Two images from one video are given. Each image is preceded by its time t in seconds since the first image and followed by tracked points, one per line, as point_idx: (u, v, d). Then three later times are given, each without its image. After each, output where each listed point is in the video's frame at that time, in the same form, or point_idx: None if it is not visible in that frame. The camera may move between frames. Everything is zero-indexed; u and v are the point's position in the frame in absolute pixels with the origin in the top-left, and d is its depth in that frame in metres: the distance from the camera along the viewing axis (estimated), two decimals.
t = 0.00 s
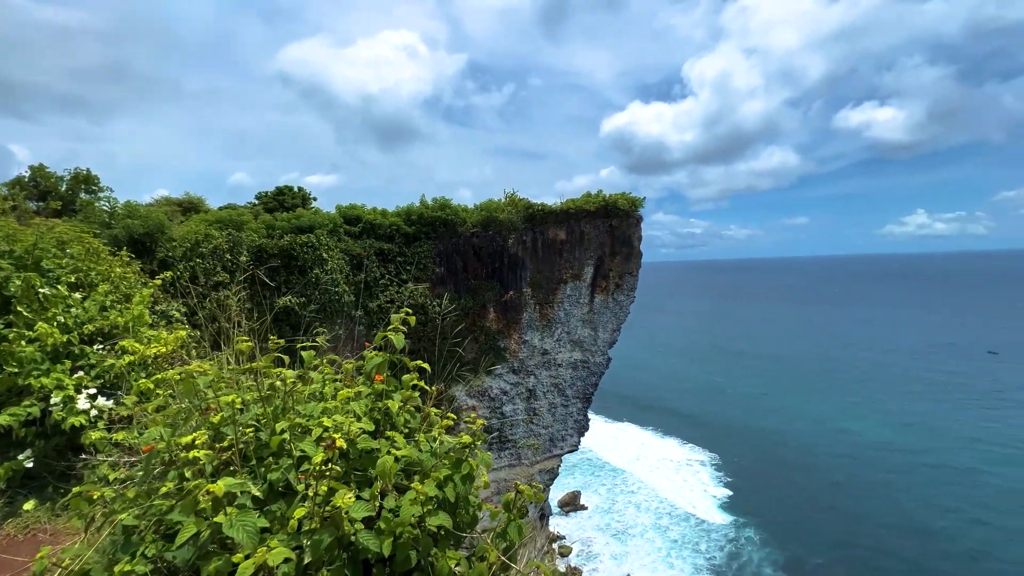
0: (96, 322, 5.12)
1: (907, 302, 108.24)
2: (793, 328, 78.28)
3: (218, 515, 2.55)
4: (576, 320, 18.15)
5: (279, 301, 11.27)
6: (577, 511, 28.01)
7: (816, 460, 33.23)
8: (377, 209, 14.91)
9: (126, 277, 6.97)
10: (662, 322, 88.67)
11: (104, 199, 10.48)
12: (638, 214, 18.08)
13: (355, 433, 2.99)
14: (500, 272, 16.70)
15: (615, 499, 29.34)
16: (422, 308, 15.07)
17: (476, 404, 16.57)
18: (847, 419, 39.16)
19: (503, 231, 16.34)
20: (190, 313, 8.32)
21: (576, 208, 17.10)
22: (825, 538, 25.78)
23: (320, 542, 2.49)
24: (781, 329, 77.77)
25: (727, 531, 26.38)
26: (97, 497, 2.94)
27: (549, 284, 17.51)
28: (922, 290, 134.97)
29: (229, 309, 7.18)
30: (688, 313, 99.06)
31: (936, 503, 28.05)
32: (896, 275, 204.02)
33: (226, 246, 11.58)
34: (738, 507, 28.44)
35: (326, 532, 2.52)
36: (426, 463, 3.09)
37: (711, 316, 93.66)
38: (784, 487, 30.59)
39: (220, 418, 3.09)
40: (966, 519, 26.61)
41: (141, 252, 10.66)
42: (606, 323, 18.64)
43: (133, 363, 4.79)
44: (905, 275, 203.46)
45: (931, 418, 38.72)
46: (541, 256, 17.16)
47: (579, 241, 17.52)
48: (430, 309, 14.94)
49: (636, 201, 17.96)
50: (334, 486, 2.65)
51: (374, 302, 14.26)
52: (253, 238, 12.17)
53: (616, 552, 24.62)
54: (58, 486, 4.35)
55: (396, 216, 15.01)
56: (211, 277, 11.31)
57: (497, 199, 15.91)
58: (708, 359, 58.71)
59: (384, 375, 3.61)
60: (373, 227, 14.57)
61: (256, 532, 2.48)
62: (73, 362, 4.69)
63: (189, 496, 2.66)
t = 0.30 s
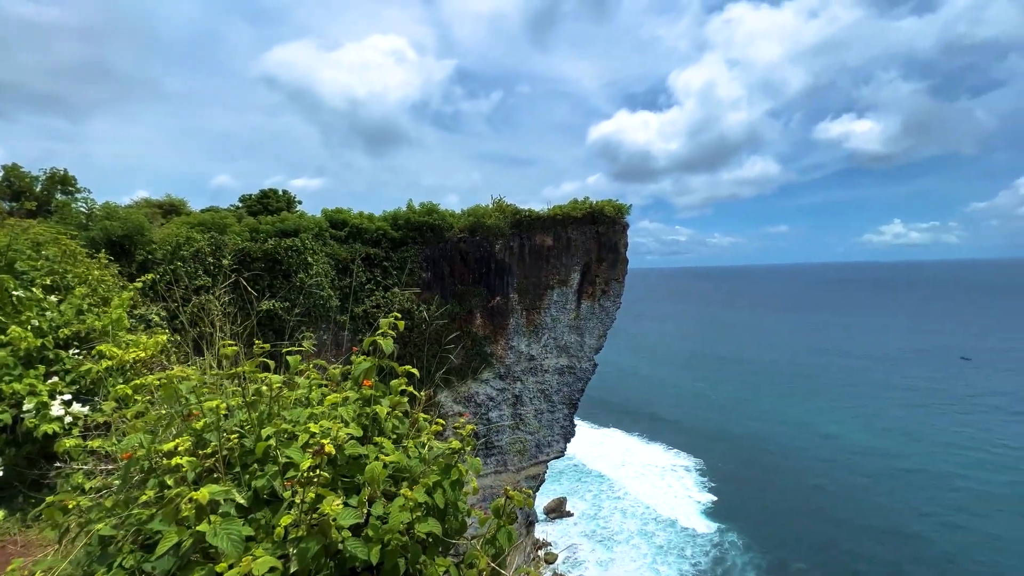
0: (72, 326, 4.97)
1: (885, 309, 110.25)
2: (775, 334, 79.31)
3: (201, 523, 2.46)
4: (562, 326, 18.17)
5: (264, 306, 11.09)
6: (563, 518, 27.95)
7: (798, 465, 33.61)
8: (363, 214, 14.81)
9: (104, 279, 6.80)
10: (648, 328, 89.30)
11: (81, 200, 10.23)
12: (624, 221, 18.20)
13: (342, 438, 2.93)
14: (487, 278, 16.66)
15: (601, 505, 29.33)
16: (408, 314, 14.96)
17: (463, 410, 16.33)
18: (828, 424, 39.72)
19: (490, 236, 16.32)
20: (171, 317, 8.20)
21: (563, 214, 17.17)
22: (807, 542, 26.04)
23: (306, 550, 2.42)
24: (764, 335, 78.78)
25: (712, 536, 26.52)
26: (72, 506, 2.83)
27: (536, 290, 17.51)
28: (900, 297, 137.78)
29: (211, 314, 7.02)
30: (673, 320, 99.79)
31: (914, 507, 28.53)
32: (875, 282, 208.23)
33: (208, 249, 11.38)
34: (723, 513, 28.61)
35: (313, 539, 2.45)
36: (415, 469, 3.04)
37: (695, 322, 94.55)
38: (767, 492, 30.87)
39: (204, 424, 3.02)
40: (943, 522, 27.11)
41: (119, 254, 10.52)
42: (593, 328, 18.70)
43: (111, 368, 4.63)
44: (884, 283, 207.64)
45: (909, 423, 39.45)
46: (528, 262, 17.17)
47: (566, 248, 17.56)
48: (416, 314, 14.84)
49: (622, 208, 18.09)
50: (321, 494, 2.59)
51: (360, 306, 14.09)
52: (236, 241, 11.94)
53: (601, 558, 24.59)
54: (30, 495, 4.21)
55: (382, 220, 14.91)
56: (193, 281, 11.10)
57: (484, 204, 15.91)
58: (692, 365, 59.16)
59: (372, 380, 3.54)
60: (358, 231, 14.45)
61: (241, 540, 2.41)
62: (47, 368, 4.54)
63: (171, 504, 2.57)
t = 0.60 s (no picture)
0: (47, 330, 4.84)
1: (866, 316, 112.16)
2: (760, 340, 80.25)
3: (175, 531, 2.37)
4: (550, 331, 18.18)
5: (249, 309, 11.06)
6: (550, 524, 27.88)
7: (782, 471, 33.95)
8: (351, 217, 14.71)
9: (82, 281, 6.65)
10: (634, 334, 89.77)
11: (60, 201, 9.97)
12: (611, 227, 18.31)
13: (324, 444, 2.87)
14: (475, 283, 16.62)
15: (588, 511, 29.32)
16: (394, 318, 14.89)
17: (449, 416, 16.34)
18: (811, 430, 40.22)
19: (478, 242, 16.30)
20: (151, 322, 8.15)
21: (551, 220, 17.22)
22: (791, 547, 26.28)
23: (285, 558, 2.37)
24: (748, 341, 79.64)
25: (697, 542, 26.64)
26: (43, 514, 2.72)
27: (523, 295, 17.51)
28: (881, 305, 140.27)
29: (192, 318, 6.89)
30: (659, 326, 100.47)
31: (894, 511, 28.97)
32: (856, 289, 211.95)
33: (191, 252, 11.34)
34: (708, 518, 28.74)
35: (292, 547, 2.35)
36: (398, 475, 2.99)
37: (681, 328, 95.28)
38: (752, 497, 31.13)
39: (183, 430, 2.90)
40: (923, 527, 27.54)
41: (98, 256, 10.21)
42: (580, 334, 18.75)
43: (88, 374, 4.50)
44: (865, 290, 211.31)
45: (889, 429, 40.11)
46: (516, 267, 17.17)
47: (554, 254, 17.61)
48: (403, 319, 14.79)
49: (609, 215, 18.21)
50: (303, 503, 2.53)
51: (346, 311, 13.98)
52: (219, 245, 11.83)
53: (588, 565, 24.58)
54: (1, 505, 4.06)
55: (370, 224, 14.80)
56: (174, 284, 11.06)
57: (472, 210, 15.90)
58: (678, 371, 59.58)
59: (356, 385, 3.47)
60: (345, 235, 14.31)
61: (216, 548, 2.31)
62: (21, 373, 4.41)
63: (147, 512, 2.47)
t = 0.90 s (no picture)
0: (13, 333, 4.67)
1: (848, 321, 114.15)
2: (744, 344, 81.12)
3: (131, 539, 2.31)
4: (537, 335, 18.13)
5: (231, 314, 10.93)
6: (536, 528, 27.87)
7: (766, 474, 34.30)
8: (336, 220, 14.57)
9: (54, 283, 6.47)
10: (621, 338, 90.22)
11: (34, 201, 9.72)
12: (598, 232, 18.37)
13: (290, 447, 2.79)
14: (461, 286, 16.54)
15: (575, 515, 29.38)
16: (380, 322, 14.74)
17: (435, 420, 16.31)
18: (794, 433, 40.73)
19: (465, 245, 16.23)
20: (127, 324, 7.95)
21: (538, 224, 17.19)
22: (774, 550, 26.52)
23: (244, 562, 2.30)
24: (733, 346, 80.48)
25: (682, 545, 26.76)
26: None
27: (510, 299, 17.45)
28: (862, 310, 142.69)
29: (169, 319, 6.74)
30: (646, 330, 101.22)
31: (875, 514, 29.41)
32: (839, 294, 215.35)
33: (172, 254, 11.15)
34: (694, 522, 28.89)
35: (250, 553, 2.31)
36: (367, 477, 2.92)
37: (668, 333, 96.06)
38: (736, 500, 31.38)
39: (147, 434, 2.83)
40: (902, 529, 27.97)
41: (74, 257, 9.91)
42: (566, 338, 18.73)
43: (54, 378, 4.33)
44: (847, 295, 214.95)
45: (870, 432, 40.75)
46: (503, 271, 17.12)
47: (541, 257, 17.58)
48: (389, 323, 14.68)
49: (596, 219, 18.25)
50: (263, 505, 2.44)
51: (330, 314, 13.84)
52: (201, 246, 11.75)
53: (574, 569, 24.57)
54: None
55: (356, 227, 14.66)
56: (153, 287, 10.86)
57: (459, 213, 15.84)
58: (664, 374, 59.97)
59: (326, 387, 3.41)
60: (331, 237, 14.17)
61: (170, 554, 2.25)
62: None
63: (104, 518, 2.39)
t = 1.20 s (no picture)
0: None
1: (833, 322, 115.87)
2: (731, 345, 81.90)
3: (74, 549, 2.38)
4: (524, 336, 18.08)
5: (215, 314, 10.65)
6: (524, 528, 27.97)
7: (750, 474, 34.66)
8: (322, 219, 14.44)
9: (23, 284, 6.31)
10: (609, 339, 90.58)
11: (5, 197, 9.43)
12: (586, 233, 18.41)
13: (244, 456, 2.92)
14: (448, 286, 16.47)
15: (563, 515, 29.56)
16: (366, 323, 14.61)
17: (421, 421, 16.29)
18: (778, 433, 41.26)
19: (452, 245, 16.16)
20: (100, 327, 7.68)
21: (525, 225, 17.17)
22: (759, 549, 26.83)
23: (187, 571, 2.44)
24: (720, 347, 81.31)
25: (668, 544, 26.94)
26: None
27: (497, 300, 17.39)
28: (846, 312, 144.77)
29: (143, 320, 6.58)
30: (634, 331, 101.91)
31: (857, 512, 29.89)
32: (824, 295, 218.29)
33: (151, 252, 10.87)
34: (680, 521, 29.09)
35: (194, 562, 2.48)
36: (323, 486, 3.10)
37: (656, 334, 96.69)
38: (722, 500, 31.66)
39: (94, 442, 2.84)
40: (883, 528, 28.40)
41: (48, 257, 9.70)
42: (554, 338, 18.74)
43: (17, 380, 4.17)
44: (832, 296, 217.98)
45: (852, 432, 41.40)
46: (490, 272, 17.06)
47: (528, 258, 17.55)
48: (374, 324, 14.57)
49: (583, 220, 18.28)
50: (206, 514, 2.58)
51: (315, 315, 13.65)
52: (181, 245, 11.44)
53: (560, 570, 24.77)
54: None
55: (342, 226, 14.55)
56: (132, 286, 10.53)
57: (446, 213, 15.76)
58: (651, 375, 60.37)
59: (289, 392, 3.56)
60: (316, 237, 14.05)
61: (110, 565, 2.34)
62: None
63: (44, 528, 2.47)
